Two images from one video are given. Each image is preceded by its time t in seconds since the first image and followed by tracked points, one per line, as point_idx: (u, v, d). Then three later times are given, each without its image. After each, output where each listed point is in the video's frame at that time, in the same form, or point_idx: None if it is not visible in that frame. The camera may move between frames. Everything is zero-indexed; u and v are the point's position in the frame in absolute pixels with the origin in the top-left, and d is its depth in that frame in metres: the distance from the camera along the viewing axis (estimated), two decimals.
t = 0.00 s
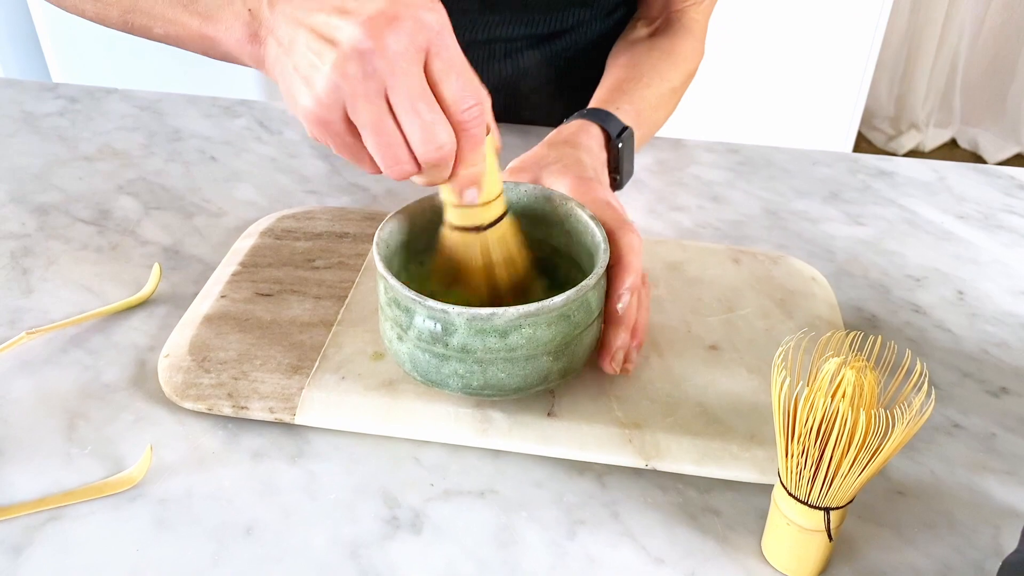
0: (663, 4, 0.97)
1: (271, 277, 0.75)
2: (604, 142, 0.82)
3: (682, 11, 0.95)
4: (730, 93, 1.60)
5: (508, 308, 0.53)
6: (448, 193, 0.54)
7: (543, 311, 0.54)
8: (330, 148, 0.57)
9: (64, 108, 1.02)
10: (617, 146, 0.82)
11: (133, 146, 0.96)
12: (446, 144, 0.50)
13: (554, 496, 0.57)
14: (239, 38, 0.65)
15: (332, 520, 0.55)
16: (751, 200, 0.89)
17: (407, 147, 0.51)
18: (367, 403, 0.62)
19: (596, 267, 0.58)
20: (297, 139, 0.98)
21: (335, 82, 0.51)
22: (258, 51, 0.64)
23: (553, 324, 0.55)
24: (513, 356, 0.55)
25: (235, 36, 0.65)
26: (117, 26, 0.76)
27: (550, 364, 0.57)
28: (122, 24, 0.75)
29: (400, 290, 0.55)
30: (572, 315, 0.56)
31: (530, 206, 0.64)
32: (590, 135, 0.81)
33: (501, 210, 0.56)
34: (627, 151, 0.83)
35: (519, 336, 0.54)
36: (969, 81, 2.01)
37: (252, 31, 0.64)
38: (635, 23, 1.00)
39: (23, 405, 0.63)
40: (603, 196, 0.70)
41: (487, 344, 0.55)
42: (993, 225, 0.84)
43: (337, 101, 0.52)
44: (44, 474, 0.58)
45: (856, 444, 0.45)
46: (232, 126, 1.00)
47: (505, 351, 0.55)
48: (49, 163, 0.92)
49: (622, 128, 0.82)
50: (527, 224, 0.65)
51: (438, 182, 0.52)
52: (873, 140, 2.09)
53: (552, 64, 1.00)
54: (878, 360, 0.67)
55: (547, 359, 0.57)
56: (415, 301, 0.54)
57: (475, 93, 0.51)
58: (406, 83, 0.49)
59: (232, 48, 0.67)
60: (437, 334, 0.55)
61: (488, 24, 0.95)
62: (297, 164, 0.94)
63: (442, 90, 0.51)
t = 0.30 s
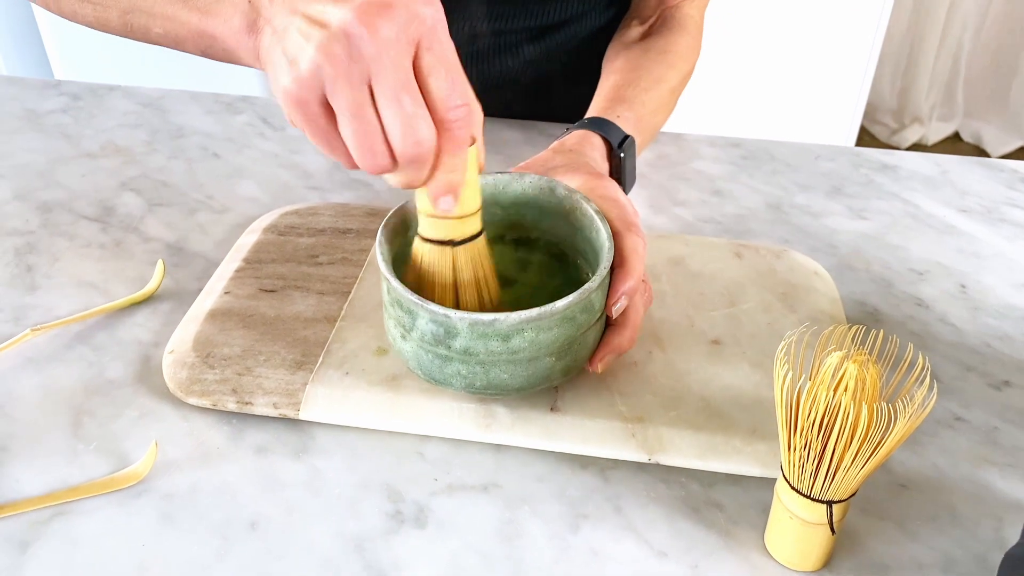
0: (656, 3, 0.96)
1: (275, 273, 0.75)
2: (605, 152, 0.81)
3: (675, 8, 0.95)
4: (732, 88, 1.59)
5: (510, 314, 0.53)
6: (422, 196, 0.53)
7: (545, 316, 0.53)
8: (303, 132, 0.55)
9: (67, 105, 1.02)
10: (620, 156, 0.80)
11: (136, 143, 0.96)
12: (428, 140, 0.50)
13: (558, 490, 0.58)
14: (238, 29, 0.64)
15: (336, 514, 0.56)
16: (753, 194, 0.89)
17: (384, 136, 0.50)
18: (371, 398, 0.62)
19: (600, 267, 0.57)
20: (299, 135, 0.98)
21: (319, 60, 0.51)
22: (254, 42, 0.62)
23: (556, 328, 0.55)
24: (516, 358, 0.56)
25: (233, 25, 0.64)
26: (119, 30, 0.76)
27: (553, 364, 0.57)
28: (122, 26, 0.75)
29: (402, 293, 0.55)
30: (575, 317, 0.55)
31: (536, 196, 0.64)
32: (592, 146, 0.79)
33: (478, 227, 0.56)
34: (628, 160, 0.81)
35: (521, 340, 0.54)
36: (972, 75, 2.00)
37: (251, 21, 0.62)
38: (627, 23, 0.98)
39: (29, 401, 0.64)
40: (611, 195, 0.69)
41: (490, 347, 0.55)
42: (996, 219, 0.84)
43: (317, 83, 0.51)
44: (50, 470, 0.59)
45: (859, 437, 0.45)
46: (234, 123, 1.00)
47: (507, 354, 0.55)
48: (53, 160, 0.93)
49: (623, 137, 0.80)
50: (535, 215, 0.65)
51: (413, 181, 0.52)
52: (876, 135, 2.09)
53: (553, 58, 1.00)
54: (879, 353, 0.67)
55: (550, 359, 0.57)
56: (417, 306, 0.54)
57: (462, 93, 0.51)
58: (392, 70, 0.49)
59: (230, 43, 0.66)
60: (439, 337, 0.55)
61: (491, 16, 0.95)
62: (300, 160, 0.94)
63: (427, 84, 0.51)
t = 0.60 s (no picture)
0: None
1: (275, 271, 0.75)
2: (620, 134, 0.81)
3: None
4: (734, 85, 1.59)
5: (517, 321, 0.53)
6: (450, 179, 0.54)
7: (552, 322, 0.53)
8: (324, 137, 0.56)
9: (68, 104, 1.02)
10: (634, 138, 0.80)
11: (137, 142, 0.96)
12: (443, 136, 0.50)
13: (559, 487, 0.58)
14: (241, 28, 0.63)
15: (337, 512, 0.56)
16: (754, 191, 0.88)
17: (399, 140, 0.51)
18: (371, 395, 0.62)
19: (610, 266, 0.57)
20: (300, 133, 0.98)
21: (328, 72, 0.50)
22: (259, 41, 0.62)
23: (563, 330, 0.55)
24: (524, 356, 0.56)
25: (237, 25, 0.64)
26: (121, 30, 0.76)
27: (560, 358, 0.57)
28: (123, 28, 0.76)
29: (412, 292, 0.55)
30: (583, 319, 0.55)
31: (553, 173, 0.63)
32: (608, 127, 0.78)
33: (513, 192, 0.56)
34: (642, 142, 0.81)
35: (528, 342, 0.54)
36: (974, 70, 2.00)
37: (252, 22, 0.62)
38: (630, 14, 0.98)
39: (31, 400, 0.64)
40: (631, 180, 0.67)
41: (497, 348, 0.55)
42: (997, 215, 0.84)
43: (328, 91, 0.52)
44: (52, 469, 0.59)
45: (858, 432, 0.45)
46: (234, 121, 1.00)
47: (515, 353, 0.55)
48: (54, 159, 0.93)
49: (638, 119, 0.80)
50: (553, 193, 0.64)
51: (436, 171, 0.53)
52: (879, 131, 2.09)
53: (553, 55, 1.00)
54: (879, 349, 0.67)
55: (557, 355, 0.57)
56: (426, 307, 0.54)
57: (471, 80, 0.50)
58: (399, 73, 0.49)
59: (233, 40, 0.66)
60: (449, 336, 0.55)
61: (488, 13, 0.95)
62: (300, 158, 0.94)
63: (435, 79, 0.50)
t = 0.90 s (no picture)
0: None
1: (274, 271, 0.75)
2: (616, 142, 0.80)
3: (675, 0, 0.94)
4: (735, 83, 1.59)
5: (523, 314, 0.53)
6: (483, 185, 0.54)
7: (558, 316, 0.53)
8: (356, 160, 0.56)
9: (68, 105, 1.02)
10: (630, 147, 0.80)
11: (137, 141, 0.96)
12: (478, 153, 0.50)
13: (558, 486, 0.58)
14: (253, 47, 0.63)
15: (336, 511, 0.56)
16: (754, 189, 0.88)
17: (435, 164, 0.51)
18: (370, 394, 0.62)
19: (615, 261, 0.57)
20: (299, 132, 0.98)
21: (359, 105, 0.51)
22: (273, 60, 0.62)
23: (568, 325, 0.55)
24: (528, 351, 0.56)
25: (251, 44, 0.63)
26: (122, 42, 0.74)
27: (563, 354, 0.57)
28: (127, 41, 0.73)
29: (418, 283, 0.54)
30: (588, 315, 0.55)
31: (557, 172, 0.63)
32: (605, 135, 0.78)
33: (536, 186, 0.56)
34: (638, 151, 0.81)
35: (533, 336, 0.54)
36: (976, 67, 1.99)
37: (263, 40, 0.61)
38: (628, 16, 0.98)
39: (30, 400, 0.64)
40: (635, 187, 0.68)
41: (502, 341, 0.55)
42: (997, 212, 0.84)
43: (362, 122, 0.52)
44: (51, 470, 0.59)
45: (857, 429, 0.45)
46: (234, 121, 1.00)
47: (519, 347, 0.55)
48: (53, 159, 0.93)
49: (635, 128, 0.80)
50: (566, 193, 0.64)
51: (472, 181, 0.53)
52: (880, 129, 2.08)
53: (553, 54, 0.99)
54: (878, 347, 0.67)
55: (561, 350, 0.57)
56: (432, 298, 0.54)
57: (498, 91, 0.49)
58: (431, 101, 0.48)
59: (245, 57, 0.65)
60: (453, 328, 0.55)
61: (488, 13, 0.94)
62: (299, 157, 0.94)
63: (464, 97, 0.49)
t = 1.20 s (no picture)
0: None
1: (272, 271, 0.75)
2: (613, 148, 0.80)
3: (672, 4, 0.95)
4: (735, 83, 1.59)
5: (519, 315, 0.53)
6: (466, 204, 0.52)
7: (554, 318, 0.53)
8: (343, 149, 0.55)
9: (67, 105, 1.02)
10: (626, 151, 0.80)
11: (136, 142, 0.96)
12: (468, 144, 0.48)
13: (556, 485, 0.58)
14: (260, 45, 0.61)
15: (335, 511, 0.56)
16: (753, 187, 0.88)
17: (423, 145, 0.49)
18: (368, 394, 0.62)
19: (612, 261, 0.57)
20: (298, 132, 0.98)
21: (353, 74, 0.50)
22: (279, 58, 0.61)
23: (565, 326, 0.55)
24: (524, 352, 0.56)
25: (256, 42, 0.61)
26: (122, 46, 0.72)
27: (561, 355, 0.57)
28: (128, 43, 0.71)
29: (414, 285, 0.55)
30: (585, 316, 0.55)
31: (556, 172, 0.63)
32: (602, 141, 0.78)
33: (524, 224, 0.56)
34: (635, 156, 0.81)
35: (530, 337, 0.54)
36: (977, 65, 1.99)
37: (272, 37, 0.60)
38: (626, 20, 0.97)
39: (28, 400, 0.64)
40: (635, 185, 0.69)
41: (498, 342, 0.55)
42: (997, 210, 0.83)
43: (353, 95, 0.51)
44: (49, 469, 0.59)
45: (854, 427, 0.45)
46: (232, 121, 1.00)
47: (516, 349, 0.55)
48: (53, 160, 0.93)
49: (632, 133, 0.80)
50: (566, 195, 0.64)
51: (456, 189, 0.51)
52: (881, 127, 2.08)
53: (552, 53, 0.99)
54: (876, 345, 0.67)
55: (558, 351, 0.57)
56: (428, 299, 0.54)
57: (501, 93, 0.50)
58: (428, 74, 0.48)
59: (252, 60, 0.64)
60: (450, 329, 0.55)
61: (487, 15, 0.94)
62: (298, 157, 0.94)
63: (465, 85, 0.49)
